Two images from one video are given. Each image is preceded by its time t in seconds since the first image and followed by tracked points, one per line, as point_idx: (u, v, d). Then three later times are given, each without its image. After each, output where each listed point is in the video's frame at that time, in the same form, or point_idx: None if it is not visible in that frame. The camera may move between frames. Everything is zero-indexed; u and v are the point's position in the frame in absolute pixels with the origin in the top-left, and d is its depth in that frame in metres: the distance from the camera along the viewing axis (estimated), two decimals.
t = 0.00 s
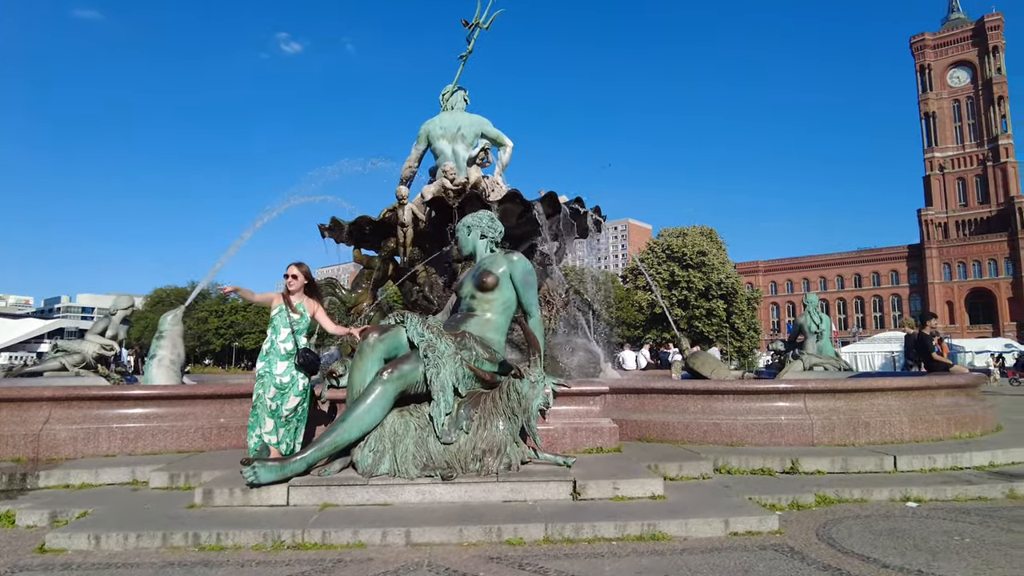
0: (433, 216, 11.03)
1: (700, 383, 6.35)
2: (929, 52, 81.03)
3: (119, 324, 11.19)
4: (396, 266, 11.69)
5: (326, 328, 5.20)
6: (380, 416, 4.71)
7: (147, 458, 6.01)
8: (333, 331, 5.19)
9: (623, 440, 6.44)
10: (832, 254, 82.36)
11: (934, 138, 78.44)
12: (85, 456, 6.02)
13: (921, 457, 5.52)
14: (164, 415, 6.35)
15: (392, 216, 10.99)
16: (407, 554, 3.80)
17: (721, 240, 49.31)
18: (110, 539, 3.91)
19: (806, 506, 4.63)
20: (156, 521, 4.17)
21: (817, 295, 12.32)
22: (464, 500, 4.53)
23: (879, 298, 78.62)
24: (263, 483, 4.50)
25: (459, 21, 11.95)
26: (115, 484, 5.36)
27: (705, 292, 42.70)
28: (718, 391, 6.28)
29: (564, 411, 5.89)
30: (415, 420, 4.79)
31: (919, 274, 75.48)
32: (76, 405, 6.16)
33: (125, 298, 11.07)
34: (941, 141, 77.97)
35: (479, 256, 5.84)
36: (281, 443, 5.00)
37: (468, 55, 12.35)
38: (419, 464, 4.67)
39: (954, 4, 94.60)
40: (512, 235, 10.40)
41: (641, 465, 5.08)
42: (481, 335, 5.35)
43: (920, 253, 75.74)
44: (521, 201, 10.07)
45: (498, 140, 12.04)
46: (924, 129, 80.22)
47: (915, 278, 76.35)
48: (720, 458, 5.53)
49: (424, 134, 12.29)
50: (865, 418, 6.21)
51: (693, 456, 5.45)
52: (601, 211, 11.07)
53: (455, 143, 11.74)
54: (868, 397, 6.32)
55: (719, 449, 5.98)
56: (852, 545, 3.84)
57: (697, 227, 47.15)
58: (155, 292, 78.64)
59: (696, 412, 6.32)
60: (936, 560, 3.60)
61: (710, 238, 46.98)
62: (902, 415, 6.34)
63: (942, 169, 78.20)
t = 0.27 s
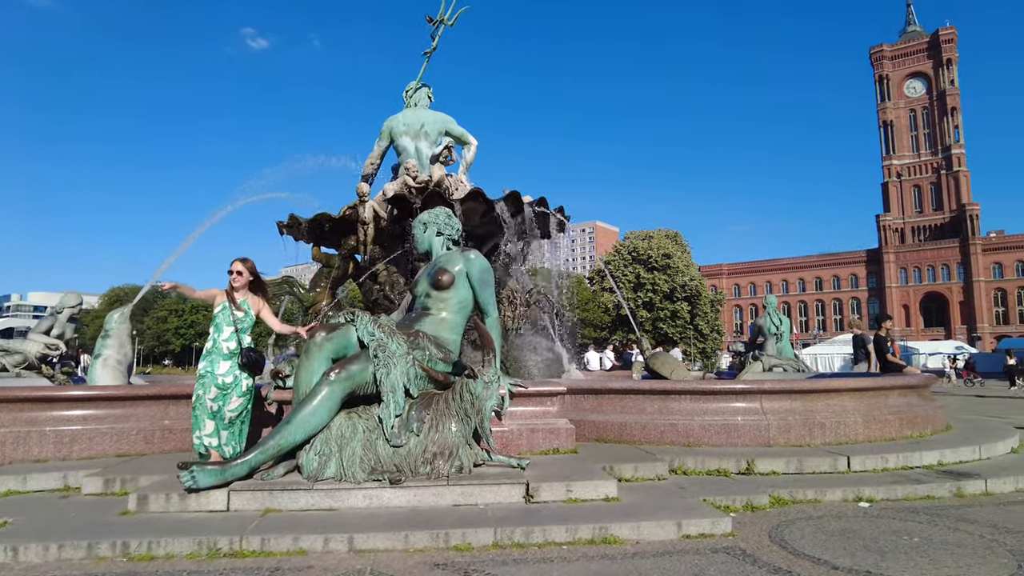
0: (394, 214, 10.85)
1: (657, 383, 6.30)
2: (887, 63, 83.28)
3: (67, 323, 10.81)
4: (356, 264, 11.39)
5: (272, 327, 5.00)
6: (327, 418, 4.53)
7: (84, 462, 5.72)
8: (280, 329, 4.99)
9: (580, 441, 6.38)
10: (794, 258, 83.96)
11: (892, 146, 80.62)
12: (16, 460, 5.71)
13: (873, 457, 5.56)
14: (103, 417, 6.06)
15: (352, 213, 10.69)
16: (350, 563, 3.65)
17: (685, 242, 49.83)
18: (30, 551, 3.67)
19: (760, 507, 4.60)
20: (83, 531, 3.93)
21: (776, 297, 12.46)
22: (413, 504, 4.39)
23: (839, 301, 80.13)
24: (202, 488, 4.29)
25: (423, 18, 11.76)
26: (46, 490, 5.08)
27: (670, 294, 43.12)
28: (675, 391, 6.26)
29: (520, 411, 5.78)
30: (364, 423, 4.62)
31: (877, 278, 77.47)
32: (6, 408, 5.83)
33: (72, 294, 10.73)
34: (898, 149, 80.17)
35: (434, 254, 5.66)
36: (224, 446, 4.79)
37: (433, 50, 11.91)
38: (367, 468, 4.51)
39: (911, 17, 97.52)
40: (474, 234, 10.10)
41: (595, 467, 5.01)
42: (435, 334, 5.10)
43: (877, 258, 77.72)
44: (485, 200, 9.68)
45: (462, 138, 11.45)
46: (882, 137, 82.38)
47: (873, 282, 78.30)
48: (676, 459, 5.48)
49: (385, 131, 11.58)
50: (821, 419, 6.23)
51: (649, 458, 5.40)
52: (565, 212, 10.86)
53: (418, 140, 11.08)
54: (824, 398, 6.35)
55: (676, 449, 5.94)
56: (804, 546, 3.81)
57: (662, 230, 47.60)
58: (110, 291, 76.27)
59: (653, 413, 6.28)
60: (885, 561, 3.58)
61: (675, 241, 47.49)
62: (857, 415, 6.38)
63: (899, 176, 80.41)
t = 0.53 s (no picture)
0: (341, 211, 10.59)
1: (603, 384, 6.25)
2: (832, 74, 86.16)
3: None
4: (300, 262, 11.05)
5: (199, 325, 4.73)
6: (256, 422, 4.29)
7: None
8: (208, 328, 4.72)
9: (524, 442, 6.27)
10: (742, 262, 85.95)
11: (836, 155, 83.40)
12: None
13: (813, 457, 5.61)
14: (16, 421, 5.66)
15: (297, 208, 10.42)
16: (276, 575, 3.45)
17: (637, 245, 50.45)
18: None
19: (702, 510, 4.57)
20: None
21: (723, 299, 12.63)
22: (346, 512, 4.20)
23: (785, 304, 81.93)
24: (117, 496, 4.00)
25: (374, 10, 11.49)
26: None
27: (622, 296, 43.57)
28: (620, 392, 6.22)
29: (463, 413, 5.64)
30: (295, 426, 4.40)
31: (820, 282, 80.04)
32: None
33: None
34: (842, 158, 82.99)
35: (376, 251, 5.45)
36: (146, 450, 4.51)
37: (383, 43, 11.44)
38: (297, 474, 4.29)
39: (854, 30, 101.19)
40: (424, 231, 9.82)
41: (537, 469, 4.92)
42: (374, 334, 4.82)
43: (821, 263, 80.25)
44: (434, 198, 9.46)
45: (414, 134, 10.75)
46: (827, 146, 85.17)
47: (817, 286, 80.81)
48: (620, 460, 5.44)
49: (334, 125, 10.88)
50: (763, 420, 6.27)
51: (592, 459, 5.33)
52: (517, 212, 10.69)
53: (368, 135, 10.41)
54: (766, 399, 6.41)
55: (621, 451, 5.89)
56: (742, 549, 3.78)
57: (616, 233, 48.09)
58: (44, 287, 72.75)
59: (598, 414, 6.23)
60: (822, 563, 3.56)
61: (628, 244, 48.06)
62: (798, 417, 6.45)
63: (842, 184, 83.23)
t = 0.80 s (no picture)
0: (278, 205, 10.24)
1: (542, 385, 6.20)
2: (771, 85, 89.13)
3: None
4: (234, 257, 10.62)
5: (114, 322, 4.44)
6: (174, 426, 4.03)
7: None
8: (124, 325, 4.43)
9: (462, 444, 6.16)
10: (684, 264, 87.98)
11: (774, 163, 86.31)
12: None
13: (747, 457, 5.70)
14: None
15: (231, 202, 10.01)
16: None
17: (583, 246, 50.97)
18: None
19: (637, 511, 4.57)
20: None
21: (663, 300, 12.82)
22: (270, 520, 4.02)
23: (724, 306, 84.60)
24: (15, 507, 3.69)
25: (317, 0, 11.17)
26: None
27: (567, 297, 43.91)
28: (559, 393, 6.19)
29: (399, 416, 5.48)
30: (217, 430, 4.17)
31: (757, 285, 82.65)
32: None
33: None
34: (779, 166, 85.95)
35: (309, 247, 5.25)
36: (52, 456, 4.20)
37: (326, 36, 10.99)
38: (218, 480, 4.07)
39: (793, 43, 104.97)
40: (364, 228, 9.54)
41: (472, 472, 4.82)
42: (304, 334, 4.62)
43: (759, 267, 82.92)
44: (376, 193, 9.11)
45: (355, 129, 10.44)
46: (766, 154, 88.05)
47: (754, 289, 83.45)
48: (557, 462, 5.40)
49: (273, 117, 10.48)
50: (699, 420, 6.34)
51: (530, 461, 5.28)
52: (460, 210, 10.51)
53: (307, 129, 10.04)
54: (702, 400, 6.49)
55: (558, 452, 5.86)
56: (677, 552, 3.77)
57: (562, 234, 48.46)
58: None
59: (537, 415, 6.19)
60: (753, 564, 3.57)
61: (573, 245, 48.46)
62: (733, 417, 6.56)
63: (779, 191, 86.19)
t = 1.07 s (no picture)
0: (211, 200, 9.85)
1: (481, 387, 6.14)
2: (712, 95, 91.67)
3: None
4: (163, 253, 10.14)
5: (20, 320, 4.14)
6: (86, 432, 3.77)
7: None
8: (31, 324, 4.13)
9: (398, 448, 6.04)
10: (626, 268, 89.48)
11: (713, 171, 88.79)
12: None
13: (680, 458, 5.80)
14: None
15: (161, 195, 9.57)
16: None
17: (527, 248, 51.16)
18: None
19: (573, 513, 4.58)
20: None
21: (604, 302, 12.96)
22: (190, 529, 3.84)
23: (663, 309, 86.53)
24: None
25: None
26: None
27: (511, 298, 43.97)
28: (498, 395, 6.14)
29: (331, 419, 5.34)
30: (135, 434, 3.92)
31: (696, 289, 84.84)
32: None
33: None
34: (718, 174, 88.47)
35: (238, 243, 5.05)
36: None
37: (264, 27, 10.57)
38: (134, 488, 3.85)
39: (732, 55, 108.22)
40: (301, 225, 9.28)
41: (407, 476, 4.73)
42: (230, 334, 4.43)
43: (697, 271, 85.09)
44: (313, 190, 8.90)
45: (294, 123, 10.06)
46: (705, 162, 90.48)
47: (693, 293, 85.62)
48: (494, 465, 5.35)
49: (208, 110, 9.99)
50: (635, 421, 6.41)
51: (466, 464, 5.22)
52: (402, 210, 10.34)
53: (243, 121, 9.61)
54: (638, 401, 6.57)
55: (496, 454, 5.82)
56: (610, 554, 3.78)
57: (506, 235, 48.50)
58: None
59: (476, 417, 6.13)
60: (684, 565, 3.60)
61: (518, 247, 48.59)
62: (668, 418, 6.66)
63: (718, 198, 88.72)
